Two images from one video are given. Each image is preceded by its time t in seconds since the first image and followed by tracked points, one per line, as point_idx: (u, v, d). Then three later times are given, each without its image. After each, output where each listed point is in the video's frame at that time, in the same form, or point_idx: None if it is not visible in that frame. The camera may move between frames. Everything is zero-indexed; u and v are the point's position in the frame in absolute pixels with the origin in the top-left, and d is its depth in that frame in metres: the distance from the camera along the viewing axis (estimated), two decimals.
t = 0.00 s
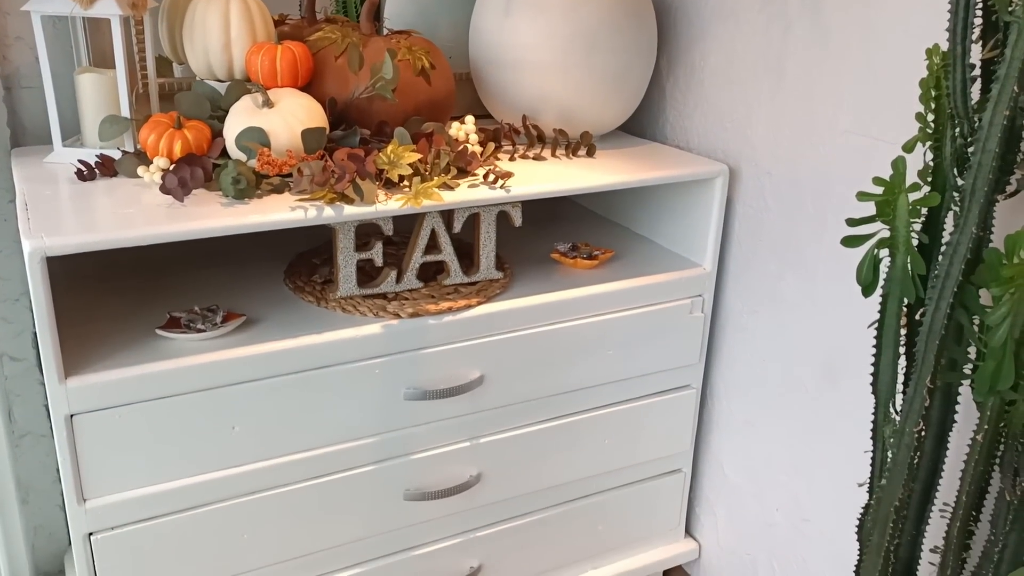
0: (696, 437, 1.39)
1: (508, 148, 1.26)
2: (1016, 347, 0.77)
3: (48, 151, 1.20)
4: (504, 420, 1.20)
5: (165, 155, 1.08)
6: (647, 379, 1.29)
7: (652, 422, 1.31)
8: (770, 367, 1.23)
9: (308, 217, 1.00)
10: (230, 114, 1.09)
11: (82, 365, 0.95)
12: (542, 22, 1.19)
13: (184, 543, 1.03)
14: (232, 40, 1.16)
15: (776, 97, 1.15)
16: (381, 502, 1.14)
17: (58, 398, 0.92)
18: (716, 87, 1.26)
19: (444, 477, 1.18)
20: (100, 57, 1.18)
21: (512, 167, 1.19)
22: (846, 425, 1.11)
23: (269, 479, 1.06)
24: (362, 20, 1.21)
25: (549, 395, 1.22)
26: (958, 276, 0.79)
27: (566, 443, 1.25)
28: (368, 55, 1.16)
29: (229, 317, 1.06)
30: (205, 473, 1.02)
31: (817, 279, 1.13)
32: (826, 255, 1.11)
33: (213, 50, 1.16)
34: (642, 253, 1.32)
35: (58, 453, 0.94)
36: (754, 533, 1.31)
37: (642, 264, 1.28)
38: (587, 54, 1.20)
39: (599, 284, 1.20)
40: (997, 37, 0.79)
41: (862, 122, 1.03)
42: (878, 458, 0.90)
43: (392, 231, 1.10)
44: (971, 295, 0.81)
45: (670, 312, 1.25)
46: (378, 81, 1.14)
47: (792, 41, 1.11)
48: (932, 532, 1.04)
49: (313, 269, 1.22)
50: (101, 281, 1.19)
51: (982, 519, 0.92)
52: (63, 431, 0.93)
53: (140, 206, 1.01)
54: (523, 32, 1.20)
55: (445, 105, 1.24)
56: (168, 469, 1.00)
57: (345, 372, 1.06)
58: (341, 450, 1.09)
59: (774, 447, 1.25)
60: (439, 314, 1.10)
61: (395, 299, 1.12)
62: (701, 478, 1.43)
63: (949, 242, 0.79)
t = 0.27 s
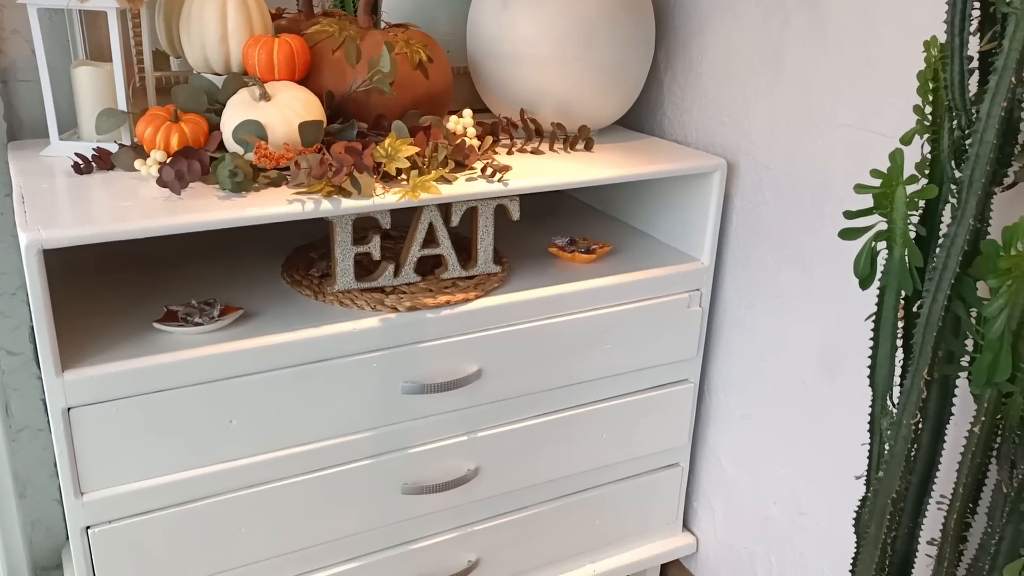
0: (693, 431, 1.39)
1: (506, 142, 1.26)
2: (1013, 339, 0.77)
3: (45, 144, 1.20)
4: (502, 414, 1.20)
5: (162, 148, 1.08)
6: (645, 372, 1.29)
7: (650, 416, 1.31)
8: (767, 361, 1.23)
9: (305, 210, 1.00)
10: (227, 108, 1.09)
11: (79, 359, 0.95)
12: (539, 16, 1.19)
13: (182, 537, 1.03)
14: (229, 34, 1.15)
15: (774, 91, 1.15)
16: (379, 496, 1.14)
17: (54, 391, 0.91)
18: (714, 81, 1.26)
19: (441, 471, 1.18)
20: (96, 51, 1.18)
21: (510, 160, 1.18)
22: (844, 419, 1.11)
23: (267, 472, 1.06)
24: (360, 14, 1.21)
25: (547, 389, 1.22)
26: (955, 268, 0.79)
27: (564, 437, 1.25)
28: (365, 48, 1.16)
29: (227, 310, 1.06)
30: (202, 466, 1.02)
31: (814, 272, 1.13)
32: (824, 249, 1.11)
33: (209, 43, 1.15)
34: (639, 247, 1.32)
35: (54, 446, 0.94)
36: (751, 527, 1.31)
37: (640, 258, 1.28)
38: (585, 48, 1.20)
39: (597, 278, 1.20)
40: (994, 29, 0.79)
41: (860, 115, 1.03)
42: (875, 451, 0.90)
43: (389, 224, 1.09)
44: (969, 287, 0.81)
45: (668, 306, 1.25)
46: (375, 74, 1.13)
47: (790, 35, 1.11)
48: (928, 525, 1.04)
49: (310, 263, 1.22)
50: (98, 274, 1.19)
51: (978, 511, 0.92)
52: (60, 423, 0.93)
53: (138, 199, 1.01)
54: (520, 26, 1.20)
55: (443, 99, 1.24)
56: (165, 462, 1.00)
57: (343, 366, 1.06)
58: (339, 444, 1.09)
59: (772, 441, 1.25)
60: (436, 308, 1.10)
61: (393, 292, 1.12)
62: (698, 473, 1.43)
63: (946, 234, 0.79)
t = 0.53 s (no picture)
0: (691, 428, 1.39)
1: (504, 138, 1.26)
2: (1011, 333, 0.78)
3: (42, 140, 1.20)
4: (501, 411, 1.20)
5: (159, 145, 1.08)
6: (643, 369, 1.29)
7: (648, 413, 1.31)
8: (765, 357, 1.23)
9: (303, 206, 1.00)
10: (224, 104, 1.10)
11: (77, 354, 0.95)
12: (537, 13, 1.19)
13: (180, 533, 1.03)
14: (227, 30, 1.15)
15: (772, 87, 1.15)
16: (377, 492, 1.14)
17: (51, 387, 0.91)
18: (712, 78, 1.26)
19: (439, 467, 1.18)
20: (94, 47, 1.18)
21: (508, 157, 1.18)
22: (841, 415, 1.11)
23: (265, 469, 1.06)
24: (357, 10, 1.20)
25: (545, 386, 1.22)
26: (952, 263, 0.80)
27: (562, 434, 1.25)
28: (363, 45, 1.16)
29: (224, 306, 1.06)
30: (200, 463, 1.02)
31: (812, 268, 1.13)
32: (821, 245, 1.11)
33: (207, 40, 1.15)
34: (637, 244, 1.32)
35: (52, 442, 0.94)
36: (749, 523, 1.31)
37: (638, 254, 1.28)
38: (583, 45, 1.20)
39: (594, 275, 1.20)
40: (992, 24, 0.79)
41: (857, 111, 1.03)
42: (873, 447, 0.91)
43: (387, 220, 1.09)
44: (966, 282, 0.81)
45: (666, 303, 1.26)
46: (373, 70, 1.13)
47: (788, 31, 1.11)
48: (926, 520, 1.04)
49: (308, 259, 1.22)
50: (95, 270, 1.19)
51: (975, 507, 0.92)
52: (57, 419, 0.92)
53: (135, 195, 1.01)
54: (518, 22, 1.20)
55: (441, 96, 1.24)
56: (163, 458, 0.99)
57: (340, 362, 1.06)
58: (337, 440, 1.09)
59: (769, 437, 1.25)
60: (434, 305, 1.10)
61: (391, 289, 1.12)
62: (696, 469, 1.43)
63: (943, 229, 0.80)
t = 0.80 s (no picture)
0: (688, 424, 1.39)
1: (500, 134, 1.26)
2: (1006, 326, 0.78)
3: (36, 136, 1.19)
4: (497, 406, 1.20)
5: (154, 140, 1.08)
6: (639, 365, 1.29)
7: (644, 409, 1.32)
8: (761, 352, 1.24)
9: (298, 201, 1.00)
10: (220, 99, 1.10)
11: (71, 350, 0.95)
12: (533, 8, 1.19)
13: (176, 529, 1.03)
14: (222, 25, 1.15)
15: (768, 82, 1.15)
16: (374, 488, 1.14)
17: (46, 382, 0.91)
18: (707, 73, 1.26)
19: (436, 463, 1.18)
20: (89, 43, 1.17)
21: (504, 153, 1.18)
22: (837, 409, 1.11)
23: (261, 465, 1.05)
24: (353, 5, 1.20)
25: (541, 381, 1.22)
26: (948, 256, 0.80)
27: (559, 430, 1.25)
28: (359, 40, 1.16)
29: (220, 302, 1.05)
30: (196, 458, 1.01)
31: (808, 264, 1.13)
32: (816, 240, 1.11)
33: (202, 35, 1.15)
34: (633, 240, 1.32)
35: (47, 438, 0.93)
36: (745, 519, 1.31)
37: (634, 250, 1.28)
38: (579, 40, 1.20)
39: (591, 271, 1.20)
40: (986, 18, 0.79)
41: (853, 106, 1.03)
42: (868, 440, 0.91)
43: (383, 216, 1.09)
44: (961, 275, 0.81)
45: (662, 299, 1.26)
46: (369, 65, 1.13)
47: (783, 26, 1.12)
48: (921, 514, 1.04)
49: (304, 255, 1.21)
50: (90, 267, 1.18)
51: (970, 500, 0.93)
52: (52, 415, 0.92)
53: (130, 190, 1.00)
54: (514, 18, 1.20)
55: (436, 92, 1.24)
56: (158, 454, 0.99)
57: (336, 358, 1.06)
58: (333, 436, 1.09)
59: (765, 433, 1.25)
60: (430, 300, 1.10)
61: (387, 284, 1.12)
62: (692, 465, 1.43)
63: (939, 223, 0.80)
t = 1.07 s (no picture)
0: (681, 418, 1.40)
1: (493, 129, 1.26)
2: (997, 317, 0.78)
3: (27, 132, 1.20)
4: (491, 401, 1.20)
5: (146, 135, 1.07)
6: (632, 359, 1.29)
7: (638, 403, 1.32)
8: (754, 346, 1.24)
9: (291, 195, 1.00)
10: (212, 94, 1.10)
11: (64, 346, 0.94)
12: (526, 2, 1.19)
13: (169, 525, 1.02)
14: (214, 20, 1.15)
15: (760, 77, 1.16)
16: (368, 483, 1.14)
17: (38, 378, 0.90)
18: (700, 68, 1.26)
19: (430, 458, 1.18)
20: (79, 38, 1.17)
21: (497, 147, 1.18)
22: (829, 402, 1.12)
23: (255, 460, 1.05)
24: None
25: (535, 376, 1.22)
26: (940, 247, 0.80)
27: (552, 424, 1.26)
28: (351, 35, 1.16)
29: (213, 297, 1.05)
30: (189, 454, 1.01)
31: (800, 257, 1.14)
32: (809, 233, 1.11)
33: (193, 30, 1.15)
34: (626, 235, 1.32)
35: (39, 434, 0.93)
36: (738, 513, 1.32)
37: (627, 245, 1.28)
38: (571, 35, 1.20)
39: (584, 265, 1.20)
40: (978, 10, 0.79)
41: (845, 100, 1.04)
42: (861, 432, 0.91)
43: (376, 211, 1.09)
44: (953, 266, 0.82)
45: (656, 293, 1.26)
46: (361, 60, 1.13)
47: (775, 21, 1.12)
48: (914, 505, 1.05)
49: (297, 250, 1.21)
50: (82, 262, 1.18)
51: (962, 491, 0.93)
52: (45, 411, 0.92)
53: (122, 185, 1.00)
54: (506, 12, 1.20)
55: (429, 86, 1.24)
56: (152, 450, 0.99)
57: (330, 353, 1.06)
58: (327, 431, 1.09)
59: (758, 426, 1.25)
60: (424, 295, 1.10)
61: (380, 279, 1.12)
62: (686, 459, 1.43)
63: (931, 214, 0.80)
